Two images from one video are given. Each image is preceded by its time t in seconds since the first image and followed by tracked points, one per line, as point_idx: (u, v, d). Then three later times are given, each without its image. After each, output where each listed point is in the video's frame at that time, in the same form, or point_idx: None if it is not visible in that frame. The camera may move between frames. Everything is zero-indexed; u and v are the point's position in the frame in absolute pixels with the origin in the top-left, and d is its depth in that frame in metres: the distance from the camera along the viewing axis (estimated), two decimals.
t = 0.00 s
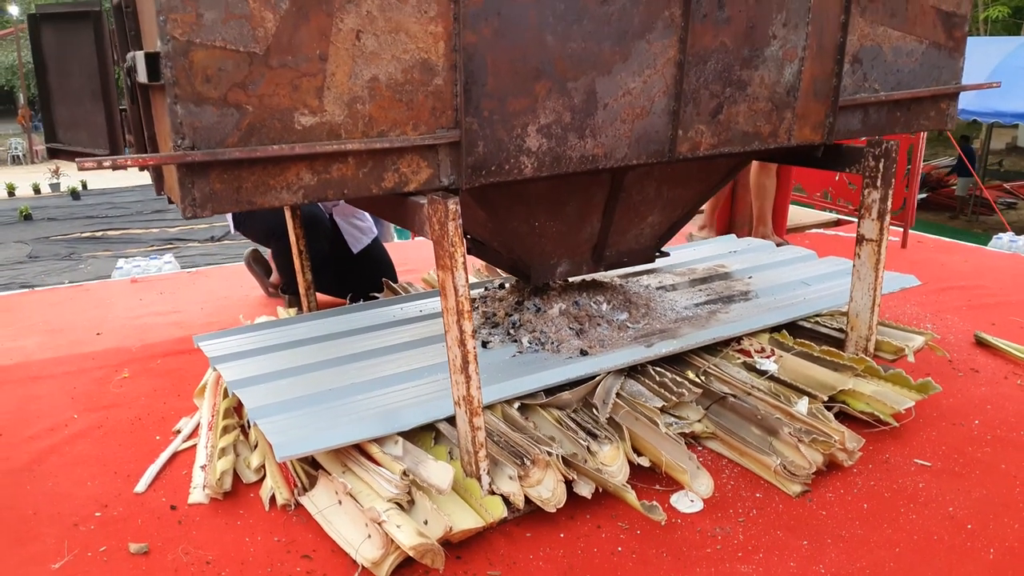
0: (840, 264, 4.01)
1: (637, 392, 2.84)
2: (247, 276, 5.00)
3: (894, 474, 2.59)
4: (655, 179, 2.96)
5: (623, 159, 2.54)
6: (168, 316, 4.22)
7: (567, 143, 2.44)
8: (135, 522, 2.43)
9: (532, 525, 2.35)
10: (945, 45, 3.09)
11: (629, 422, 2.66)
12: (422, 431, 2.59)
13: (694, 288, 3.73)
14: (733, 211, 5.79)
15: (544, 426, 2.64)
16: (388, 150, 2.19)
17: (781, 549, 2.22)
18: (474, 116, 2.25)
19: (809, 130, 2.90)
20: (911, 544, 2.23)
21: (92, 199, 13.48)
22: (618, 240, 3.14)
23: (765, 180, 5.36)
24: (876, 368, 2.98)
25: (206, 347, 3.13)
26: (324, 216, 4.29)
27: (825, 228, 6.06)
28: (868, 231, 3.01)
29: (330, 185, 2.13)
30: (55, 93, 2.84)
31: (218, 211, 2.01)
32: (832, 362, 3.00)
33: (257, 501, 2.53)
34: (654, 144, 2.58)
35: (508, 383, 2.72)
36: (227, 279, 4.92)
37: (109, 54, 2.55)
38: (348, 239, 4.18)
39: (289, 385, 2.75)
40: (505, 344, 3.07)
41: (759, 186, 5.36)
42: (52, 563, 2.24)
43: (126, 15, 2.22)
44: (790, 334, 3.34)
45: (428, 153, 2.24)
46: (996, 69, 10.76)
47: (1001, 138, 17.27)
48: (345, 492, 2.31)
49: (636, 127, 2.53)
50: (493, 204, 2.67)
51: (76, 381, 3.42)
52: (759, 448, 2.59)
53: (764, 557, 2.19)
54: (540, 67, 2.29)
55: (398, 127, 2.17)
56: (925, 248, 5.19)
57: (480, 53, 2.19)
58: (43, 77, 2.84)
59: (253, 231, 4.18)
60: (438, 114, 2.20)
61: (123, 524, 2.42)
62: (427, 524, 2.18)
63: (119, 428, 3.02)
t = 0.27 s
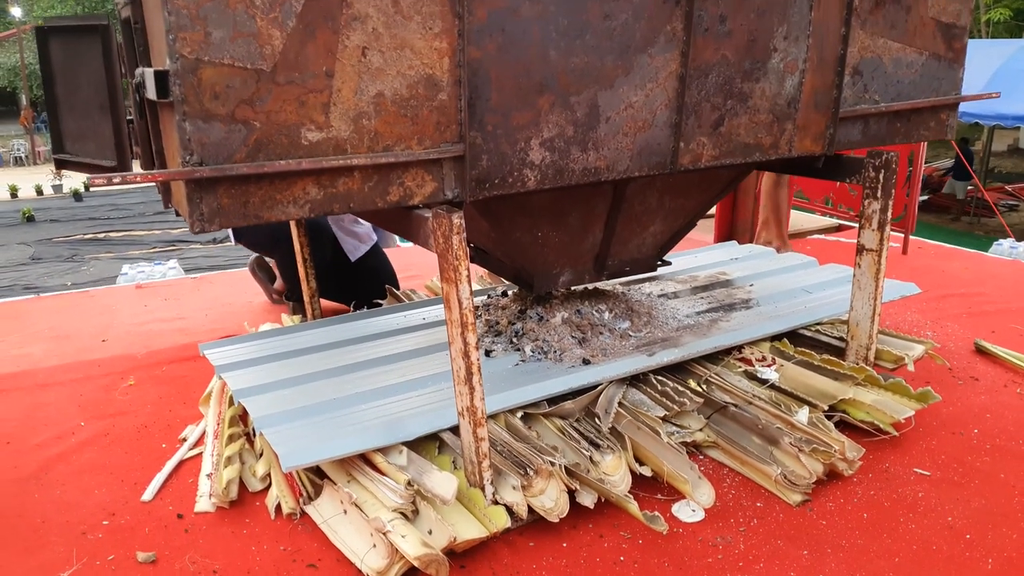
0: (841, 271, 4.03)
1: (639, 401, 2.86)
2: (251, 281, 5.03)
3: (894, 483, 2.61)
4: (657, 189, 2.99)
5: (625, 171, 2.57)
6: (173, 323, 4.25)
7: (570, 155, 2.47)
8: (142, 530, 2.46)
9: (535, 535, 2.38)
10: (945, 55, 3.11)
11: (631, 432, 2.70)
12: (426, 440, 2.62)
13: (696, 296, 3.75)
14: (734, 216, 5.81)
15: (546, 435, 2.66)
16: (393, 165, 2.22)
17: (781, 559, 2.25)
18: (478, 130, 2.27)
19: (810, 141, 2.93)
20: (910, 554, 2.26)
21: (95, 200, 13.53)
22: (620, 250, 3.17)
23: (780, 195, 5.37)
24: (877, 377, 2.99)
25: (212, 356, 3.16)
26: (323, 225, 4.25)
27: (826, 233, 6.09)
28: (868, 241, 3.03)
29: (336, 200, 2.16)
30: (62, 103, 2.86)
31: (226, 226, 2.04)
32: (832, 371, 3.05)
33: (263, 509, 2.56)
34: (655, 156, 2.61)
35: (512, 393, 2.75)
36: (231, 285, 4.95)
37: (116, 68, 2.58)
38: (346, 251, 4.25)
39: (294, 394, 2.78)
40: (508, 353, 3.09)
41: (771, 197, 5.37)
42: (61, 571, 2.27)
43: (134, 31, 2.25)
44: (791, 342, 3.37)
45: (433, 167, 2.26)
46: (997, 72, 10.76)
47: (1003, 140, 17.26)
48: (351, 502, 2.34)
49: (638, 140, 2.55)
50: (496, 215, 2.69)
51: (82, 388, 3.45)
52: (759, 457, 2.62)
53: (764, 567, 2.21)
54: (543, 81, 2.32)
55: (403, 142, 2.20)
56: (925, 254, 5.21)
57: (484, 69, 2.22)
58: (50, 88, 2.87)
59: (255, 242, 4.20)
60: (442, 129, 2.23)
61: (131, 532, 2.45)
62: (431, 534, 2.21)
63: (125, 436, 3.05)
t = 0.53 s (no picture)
0: (842, 282, 4.05)
1: (641, 415, 2.89)
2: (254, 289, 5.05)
3: (895, 498, 2.63)
4: (659, 204, 3.01)
5: (628, 188, 2.59)
6: (177, 332, 4.28)
7: (573, 173, 2.49)
8: (148, 544, 2.48)
9: (538, 550, 2.40)
10: (945, 70, 3.13)
11: (633, 446, 2.72)
12: (430, 454, 2.64)
13: (697, 307, 3.77)
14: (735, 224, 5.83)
15: (550, 449, 2.69)
16: (398, 184, 2.24)
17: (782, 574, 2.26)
18: (482, 149, 2.29)
19: (811, 156, 2.95)
20: (910, 570, 2.27)
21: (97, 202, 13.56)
22: (622, 263, 3.19)
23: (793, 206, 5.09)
24: (878, 391, 3.01)
25: (217, 368, 3.18)
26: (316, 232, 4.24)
27: (827, 240, 6.10)
28: (869, 254, 3.05)
29: (342, 219, 2.18)
30: (70, 118, 2.89)
31: (233, 246, 2.06)
32: (833, 384, 3.07)
33: (268, 523, 2.58)
34: (658, 173, 2.63)
35: (515, 407, 2.77)
36: (234, 293, 4.98)
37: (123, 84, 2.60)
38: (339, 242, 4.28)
39: (299, 408, 2.80)
40: (511, 366, 3.11)
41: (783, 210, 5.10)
42: None
43: (140, 51, 2.27)
44: (792, 354, 3.39)
45: (437, 186, 2.29)
46: (998, 75, 10.74)
47: (1004, 141, 17.25)
48: (355, 517, 2.36)
49: (640, 157, 2.57)
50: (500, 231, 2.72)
51: (88, 399, 3.47)
52: (761, 471, 2.64)
53: None
54: (546, 100, 2.34)
55: (408, 161, 2.22)
56: (926, 262, 5.22)
57: (488, 89, 2.24)
58: (58, 102, 2.89)
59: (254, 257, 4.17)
60: (447, 148, 2.26)
61: (137, 546, 2.47)
62: (435, 550, 2.23)
63: (130, 448, 3.07)
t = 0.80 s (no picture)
0: (842, 293, 4.08)
1: (642, 429, 2.91)
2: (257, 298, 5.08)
3: (893, 512, 2.65)
4: (660, 219, 3.03)
5: (630, 205, 2.61)
6: (181, 341, 4.31)
7: (575, 191, 2.52)
8: (155, 558, 2.51)
9: (540, 565, 2.42)
10: (944, 86, 3.15)
11: (635, 460, 2.76)
12: (433, 469, 2.66)
13: (698, 318, 3.80)
14: (736, 233, 5.85)
15: (552, 464, 2.72)
16: (403, 204, 2.27)
17: None
18: (486, 169, 2.32)
19: (811, 173, 2.97)
20: None
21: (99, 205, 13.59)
22: (624, 276, 3.22)
23: (795, 215, 5.13)
24: (877, 404, 3.05)
25: (222, 381, 3.21)
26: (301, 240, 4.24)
27: (827, 248, 6.13)
28: (868, 269, 3.08)
29: (347, 239, 2.21)
30: (76, 135, 2.91)
31: (240, 267, 2.09)
32: (832, 398, 3.09)
33: (273, 537, 2.61)
34: (659, 190, 2.65)
35: (517, 421, 2.79)
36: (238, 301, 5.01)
37: (128, 102, 2.64)
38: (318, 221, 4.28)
39: (304, 422, 2.83)
40: (513, 379, 3.14)
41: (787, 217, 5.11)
42: None
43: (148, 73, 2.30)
44: (792, 367, 3.41)
45: (441, 206, 2.32)
46: (999, 78, 10.69)
47: (1005, 143, 17.22)
48: (360, 532, 2.38)
49: (641, 175, 2.60)
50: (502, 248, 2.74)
51: (93, 410, 3.50)
52: (761, 486, 2.66)
53: None
54: (549, 121, 2.36)
55: (412, 182, 2.25)
56: (926, 271, 5.24)
57: (491, 111, 2.27)
58: (64, 120, 2.91)
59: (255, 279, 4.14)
60: (450, 169, 2.29)
61: (144, 560, 2.50)
62: (439, 565, 2.25)
63: (136, 460, 3.10)
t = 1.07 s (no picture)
0: (839, 301, 4.10)
1: (640, 440, 2.94)
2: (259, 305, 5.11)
3: (888, 524, 2.68)
4: (657, 232, 3.06)
5: (627, 220, 2.64)
6: (183, 349, 4.34)
7: (573, 207, 2.54)
8: (157, 570, 2.54)
9: None
10: (940, 99, 3.17)
11: (632, 472, 2.79)
12: (433, 481, 2.69)
13: (696, 327, 3.82)
14: (735, 240, 5.88)
15: (550, 475, 2.74)
16: (402, 221, 2.29)
17: None
18: (484, 186, 2.35)
19: (807, 186, 3.00)
20: None
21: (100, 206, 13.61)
22: (622, 288, 3.24)
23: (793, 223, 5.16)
24: (872, 416, 3.08)
25: (224, 391, 3.24)
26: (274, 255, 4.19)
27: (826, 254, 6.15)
28: (864, 281, 3.11)
29: (347, 256, 2.24)
30: (79, 148, 2.94)
31: (241, 284, 2.12)
32: (828, 409, 3.12)
33: (273, 548, 2.64)
34: (656, 205, 2.68)
35: (516, 432, 2.82)
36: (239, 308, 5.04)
37: (131, 118, 2.63)
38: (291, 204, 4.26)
39: (304, 433, 2.85)
40: (512, 390, 3.16)
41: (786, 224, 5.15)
42: None
43: (151, 92, 2.32)
44: (789, 377, 3.44)
45: (440, 222, 2.34)
46: (1001, 80, 10.65)
47: (1007, 144, 17.21)
48: (359, 545, 2.42)
49: (638, 190, 2.63)
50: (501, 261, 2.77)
51: (96, 419, 3.53)
52: (757, 498, 2.68)
53: None
54: (547, 138, 2.39)
55: (411, 200, 2.28)
56: (925, 278, 5.26)
57: (490, 128, 2.30)
58: (68, 133, 2.95)
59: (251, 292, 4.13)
60: (449, 186, 2.31)
61: (146, 571, 2.53)
62: None
63: (138, 470, 3.13)
